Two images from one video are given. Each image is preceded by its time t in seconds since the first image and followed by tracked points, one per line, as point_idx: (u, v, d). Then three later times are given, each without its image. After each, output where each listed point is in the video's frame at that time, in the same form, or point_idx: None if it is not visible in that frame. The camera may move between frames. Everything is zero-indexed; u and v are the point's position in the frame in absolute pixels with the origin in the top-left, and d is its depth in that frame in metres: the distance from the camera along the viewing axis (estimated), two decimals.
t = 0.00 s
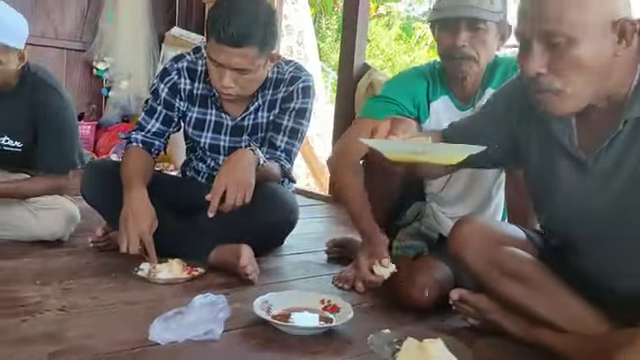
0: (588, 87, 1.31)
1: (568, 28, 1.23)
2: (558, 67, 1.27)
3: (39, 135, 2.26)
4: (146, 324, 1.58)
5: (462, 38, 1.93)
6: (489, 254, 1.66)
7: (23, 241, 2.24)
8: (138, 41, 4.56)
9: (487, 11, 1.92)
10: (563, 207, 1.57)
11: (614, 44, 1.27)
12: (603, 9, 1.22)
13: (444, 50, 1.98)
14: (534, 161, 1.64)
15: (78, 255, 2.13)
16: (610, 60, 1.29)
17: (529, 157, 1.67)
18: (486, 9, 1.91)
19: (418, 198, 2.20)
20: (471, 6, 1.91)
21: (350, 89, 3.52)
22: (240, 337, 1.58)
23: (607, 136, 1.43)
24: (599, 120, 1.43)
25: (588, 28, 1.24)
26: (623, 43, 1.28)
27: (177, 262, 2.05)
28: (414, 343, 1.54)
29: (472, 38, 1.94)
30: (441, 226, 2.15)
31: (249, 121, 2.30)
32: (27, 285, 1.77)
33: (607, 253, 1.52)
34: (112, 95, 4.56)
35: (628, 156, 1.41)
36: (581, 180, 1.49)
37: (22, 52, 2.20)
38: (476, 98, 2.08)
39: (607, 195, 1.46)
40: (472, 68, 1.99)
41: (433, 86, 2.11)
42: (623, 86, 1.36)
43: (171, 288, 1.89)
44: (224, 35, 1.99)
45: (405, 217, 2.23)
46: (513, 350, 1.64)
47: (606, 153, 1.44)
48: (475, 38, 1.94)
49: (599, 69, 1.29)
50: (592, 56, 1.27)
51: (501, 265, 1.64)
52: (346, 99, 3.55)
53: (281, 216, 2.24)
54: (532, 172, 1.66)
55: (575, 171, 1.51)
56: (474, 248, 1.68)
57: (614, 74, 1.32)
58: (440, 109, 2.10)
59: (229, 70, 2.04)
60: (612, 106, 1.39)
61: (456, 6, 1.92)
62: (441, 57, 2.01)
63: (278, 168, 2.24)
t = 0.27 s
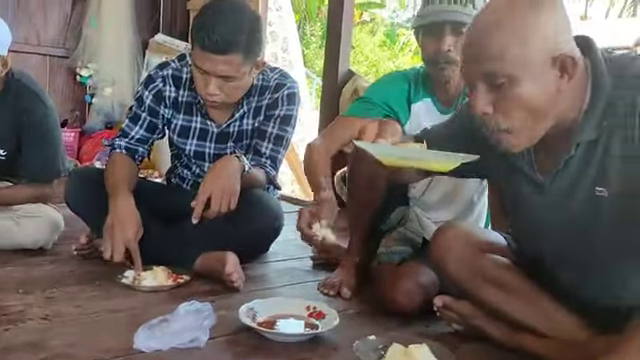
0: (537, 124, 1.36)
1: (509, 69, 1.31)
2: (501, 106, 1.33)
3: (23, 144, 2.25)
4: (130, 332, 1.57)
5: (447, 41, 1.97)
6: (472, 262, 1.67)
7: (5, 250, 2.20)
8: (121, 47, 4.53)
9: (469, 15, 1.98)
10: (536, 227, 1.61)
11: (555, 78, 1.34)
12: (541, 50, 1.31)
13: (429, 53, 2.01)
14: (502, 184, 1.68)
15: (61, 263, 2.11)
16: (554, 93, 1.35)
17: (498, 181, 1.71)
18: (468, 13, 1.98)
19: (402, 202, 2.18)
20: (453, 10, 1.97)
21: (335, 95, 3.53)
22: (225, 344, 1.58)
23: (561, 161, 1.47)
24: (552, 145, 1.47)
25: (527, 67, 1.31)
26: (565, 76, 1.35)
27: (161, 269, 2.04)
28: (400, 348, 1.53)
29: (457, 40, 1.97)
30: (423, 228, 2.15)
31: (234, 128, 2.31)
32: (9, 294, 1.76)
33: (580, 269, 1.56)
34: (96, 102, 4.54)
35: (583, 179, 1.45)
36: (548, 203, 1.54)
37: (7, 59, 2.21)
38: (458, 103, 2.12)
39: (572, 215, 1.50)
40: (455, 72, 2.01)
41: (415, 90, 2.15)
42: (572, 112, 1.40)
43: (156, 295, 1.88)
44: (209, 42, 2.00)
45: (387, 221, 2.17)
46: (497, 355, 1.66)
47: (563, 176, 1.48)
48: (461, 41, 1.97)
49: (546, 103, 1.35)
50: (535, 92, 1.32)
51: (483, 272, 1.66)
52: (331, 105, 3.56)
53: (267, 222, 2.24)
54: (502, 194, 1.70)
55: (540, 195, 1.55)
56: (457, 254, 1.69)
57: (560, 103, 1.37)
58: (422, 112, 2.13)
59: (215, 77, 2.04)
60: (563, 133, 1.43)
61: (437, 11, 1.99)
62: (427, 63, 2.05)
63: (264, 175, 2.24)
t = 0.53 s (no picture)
0: (514, 145, 1.31)
1: (480, 97, 1.25)
2: (476, 133, 1.28)
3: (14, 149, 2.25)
4: (121, 339, 1.56)
5: (419, 44, 1.99)
6: (463, 268, 1.68)
7: None
8: (111, 51, 4.54)
9: (442, 17, 1.99)
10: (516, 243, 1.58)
11: (527, 100, 1.28)
12: (510, 75, 1.25)
13: (404, 57, 2.04)
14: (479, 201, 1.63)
15: (52, 269, 2.10)
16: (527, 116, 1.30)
17: (473, 197, 1.66)
18: (440, 15, 1.99)
19: (392, 207, 2.21)
20: (425, 13, 1.99)
21: (326, 100, 3.54)
22: (216, 349, 1.58)
23: (537, 179, 1.43)
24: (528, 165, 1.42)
25: (497, 93, 1.25)
26: (536, 98, 1.29)
27: (153, 274, 2.04)
28: (391, 353, 1.54)
29: (429, 43, 1.99)
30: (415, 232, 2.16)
31: (226, 132, 2.31)
32: None
33: (570, 281, 1.53)
34: (86, 106, 4.52)
35: (563, 196, 1.42)
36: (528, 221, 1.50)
37: None
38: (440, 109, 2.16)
39: (552, 231, 1.47)
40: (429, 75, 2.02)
41: (397, 94, 2.18)
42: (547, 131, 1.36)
43: (147, 301, 1.87)
44: (201, 44, 2.01)
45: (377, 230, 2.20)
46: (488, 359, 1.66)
47: (541, 193, 1.44)
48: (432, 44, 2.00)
49: (521, 126, 1.30)
50: (507, 116, 1.26)
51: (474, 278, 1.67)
52: (322, 110, 3.56)
53: (258, 227, 2.25)
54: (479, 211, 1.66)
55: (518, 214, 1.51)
56: (444, 260, 1.70)
57: (534, 125, 1.33)
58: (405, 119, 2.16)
59: (208, 80, 2.04)
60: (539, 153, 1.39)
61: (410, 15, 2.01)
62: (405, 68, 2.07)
63: (255, 180, 2.24)
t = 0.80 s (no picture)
0: (508, 152, 1.32)
1: (474, 107, 1.25)
2: (469, 142, 1.28)
3: (9, 152, 2.25)
4: (117, 343, 1.56)
5: (383, 50, 2.04)
6: (458, 270, 1.69)
7: None
8: (106, 55, 4.54)
9: (402, 23, 2.04)
10: (512, 248, 1.58)
11: (520, 109, 1.29)
12: (503, 84, 1.26)
13: (371, 64, 2.08)
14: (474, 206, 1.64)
15: (47, 272, 2.09)
16: (521, 124, 1.31)
17: (467, 203, 1.67)
18: (400, 21, 2.04)
19: (384, 212, 2.21)
20: (386, 20, 2.04)
21: (321, 104, 3.55)
22: (212, 353, 1.58)
23: (531, 184, 1.44)
24: (522, 171, 1.43)
25: (491, 102, 1.25)
26: (529, 106, 1.29)
27: (147, 277, 2.03)
28: (387, 356, 1.54)
29: (393, 49, 2.04)
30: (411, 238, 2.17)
31: (222, 135, 2.31)
32: None
33: (565, 285, 1.54)
34: (80, 110, 4.51)
35: (556, 201, 1.43)
36: (523, 226, 1.51)
37: None
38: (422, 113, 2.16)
39: (547, 236, 1.48)
40: (398, 79, 2.07)
41: (380, 100, 2.18)
42: (539, 138, 1.36)
43: (142, 305, 1.87)
44: (196, 50, 2.01)
45: (371, 235, 2.21)
46: None
47: (535, 198, 1.45)
48: (397, 49, 2.04)
49: (516, 134, 1.30)
50: (501, 125, 1.27)
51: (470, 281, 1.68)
52: (317, 113, 3.57)
53: (254, 230, 2.25)
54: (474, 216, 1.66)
55: (514, 218, 1.52)
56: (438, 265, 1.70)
57: (528, 133, 1.33)
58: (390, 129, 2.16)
59: (202, 84, 2.05)
60: (533, 159, 1.39)
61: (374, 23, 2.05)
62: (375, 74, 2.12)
63: (251, 183, 2.25)
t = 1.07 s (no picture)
0: (509, 154, 1.32)
1: (476, 111, 1.25)
2: (470, 145, 1.28)
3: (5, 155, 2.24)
4: (114, 346, 1.55)
5: (373, 58, 2.05)
6: (457, 271, 1.69)
7: None
8: (103, 57, 4.53)
9: (391, 29, 2.04)
10: (511, 250, 1.58)
11: (521, 112, 1.29)
12: (504, 89, 1.26)
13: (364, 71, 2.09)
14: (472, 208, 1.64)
15: (44, 275, 2.08)
16: (521, 127, 1.31)
17: (465, 205, 1.66)
18: (388, 28, 2.04)
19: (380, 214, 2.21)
20: (373, 27, 2.04)
21: (318, 106, 3.55)
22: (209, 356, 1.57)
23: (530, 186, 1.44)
24: (521, 173, 1.43)
25: (493, 105, 1.25)
26: (530, 109, 1.30)
27: (144, 280, 2.03)
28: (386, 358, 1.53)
29: (383, 56, 2.04)
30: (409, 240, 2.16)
31: (220, 138, 2.31)
32: None
33: (565, 287, 1.54)
34: (77, 112, 4.50)
35: (555, 202, 1.43)
36: (522, 227, 1.51)
37: None
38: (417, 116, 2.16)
39: (546, 238, 1.48)
40: (389, 84, 2.07)
41: (373, 101, 2.19)
42: (539, 140, 1.37)
43: (140, 307, 1.86)
44: (197, 54, 2.00)
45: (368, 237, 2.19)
46: None
47: (534, 200, 1.45)
48: (387, 57, 2.05)
49: (516, 137, 1.31)
50: (501, 128, 1.27)
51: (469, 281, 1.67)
52: (314, 115, 3.57)
53: (252, 232, 2.24)
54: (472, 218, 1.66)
55: (513, 221, 1.52)
56: (436, 265, 1.70)
57: (528, 136, 1.33)
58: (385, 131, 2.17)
59: (202, 88, 2.04)
60: (532, 161, 1.40)
61: (362, 31, 2.05)
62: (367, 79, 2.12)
63: (248, 185, 2.25)
